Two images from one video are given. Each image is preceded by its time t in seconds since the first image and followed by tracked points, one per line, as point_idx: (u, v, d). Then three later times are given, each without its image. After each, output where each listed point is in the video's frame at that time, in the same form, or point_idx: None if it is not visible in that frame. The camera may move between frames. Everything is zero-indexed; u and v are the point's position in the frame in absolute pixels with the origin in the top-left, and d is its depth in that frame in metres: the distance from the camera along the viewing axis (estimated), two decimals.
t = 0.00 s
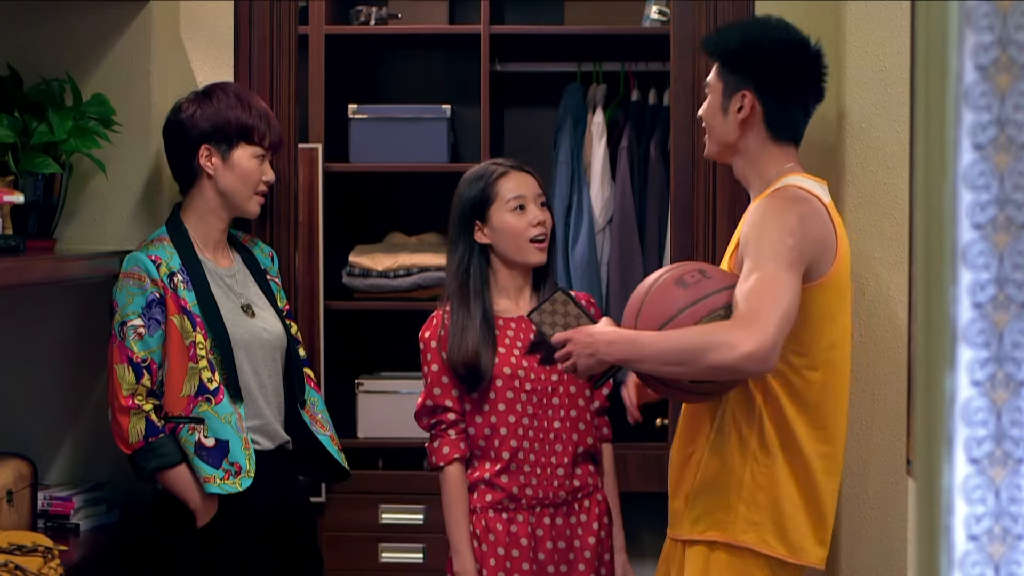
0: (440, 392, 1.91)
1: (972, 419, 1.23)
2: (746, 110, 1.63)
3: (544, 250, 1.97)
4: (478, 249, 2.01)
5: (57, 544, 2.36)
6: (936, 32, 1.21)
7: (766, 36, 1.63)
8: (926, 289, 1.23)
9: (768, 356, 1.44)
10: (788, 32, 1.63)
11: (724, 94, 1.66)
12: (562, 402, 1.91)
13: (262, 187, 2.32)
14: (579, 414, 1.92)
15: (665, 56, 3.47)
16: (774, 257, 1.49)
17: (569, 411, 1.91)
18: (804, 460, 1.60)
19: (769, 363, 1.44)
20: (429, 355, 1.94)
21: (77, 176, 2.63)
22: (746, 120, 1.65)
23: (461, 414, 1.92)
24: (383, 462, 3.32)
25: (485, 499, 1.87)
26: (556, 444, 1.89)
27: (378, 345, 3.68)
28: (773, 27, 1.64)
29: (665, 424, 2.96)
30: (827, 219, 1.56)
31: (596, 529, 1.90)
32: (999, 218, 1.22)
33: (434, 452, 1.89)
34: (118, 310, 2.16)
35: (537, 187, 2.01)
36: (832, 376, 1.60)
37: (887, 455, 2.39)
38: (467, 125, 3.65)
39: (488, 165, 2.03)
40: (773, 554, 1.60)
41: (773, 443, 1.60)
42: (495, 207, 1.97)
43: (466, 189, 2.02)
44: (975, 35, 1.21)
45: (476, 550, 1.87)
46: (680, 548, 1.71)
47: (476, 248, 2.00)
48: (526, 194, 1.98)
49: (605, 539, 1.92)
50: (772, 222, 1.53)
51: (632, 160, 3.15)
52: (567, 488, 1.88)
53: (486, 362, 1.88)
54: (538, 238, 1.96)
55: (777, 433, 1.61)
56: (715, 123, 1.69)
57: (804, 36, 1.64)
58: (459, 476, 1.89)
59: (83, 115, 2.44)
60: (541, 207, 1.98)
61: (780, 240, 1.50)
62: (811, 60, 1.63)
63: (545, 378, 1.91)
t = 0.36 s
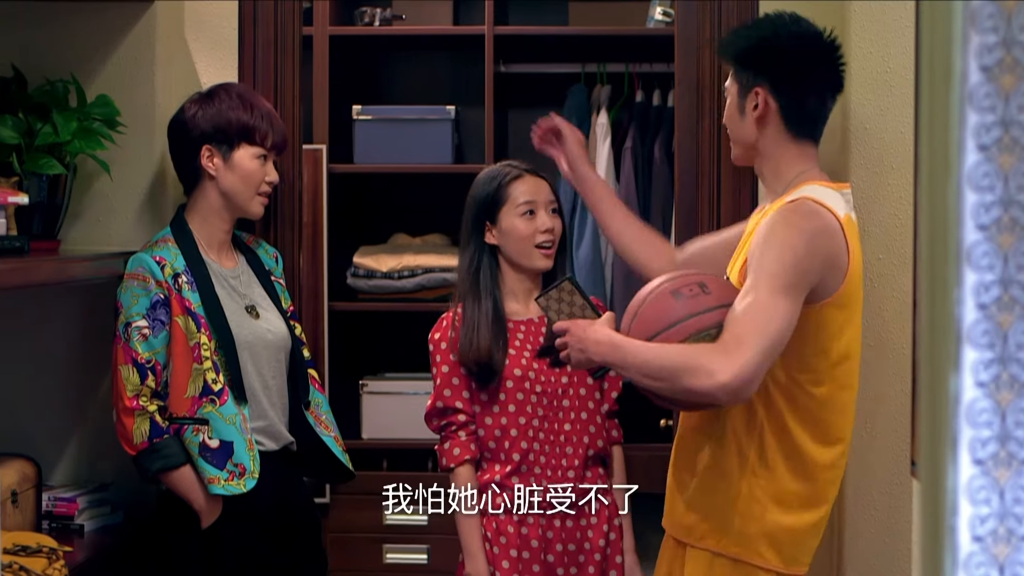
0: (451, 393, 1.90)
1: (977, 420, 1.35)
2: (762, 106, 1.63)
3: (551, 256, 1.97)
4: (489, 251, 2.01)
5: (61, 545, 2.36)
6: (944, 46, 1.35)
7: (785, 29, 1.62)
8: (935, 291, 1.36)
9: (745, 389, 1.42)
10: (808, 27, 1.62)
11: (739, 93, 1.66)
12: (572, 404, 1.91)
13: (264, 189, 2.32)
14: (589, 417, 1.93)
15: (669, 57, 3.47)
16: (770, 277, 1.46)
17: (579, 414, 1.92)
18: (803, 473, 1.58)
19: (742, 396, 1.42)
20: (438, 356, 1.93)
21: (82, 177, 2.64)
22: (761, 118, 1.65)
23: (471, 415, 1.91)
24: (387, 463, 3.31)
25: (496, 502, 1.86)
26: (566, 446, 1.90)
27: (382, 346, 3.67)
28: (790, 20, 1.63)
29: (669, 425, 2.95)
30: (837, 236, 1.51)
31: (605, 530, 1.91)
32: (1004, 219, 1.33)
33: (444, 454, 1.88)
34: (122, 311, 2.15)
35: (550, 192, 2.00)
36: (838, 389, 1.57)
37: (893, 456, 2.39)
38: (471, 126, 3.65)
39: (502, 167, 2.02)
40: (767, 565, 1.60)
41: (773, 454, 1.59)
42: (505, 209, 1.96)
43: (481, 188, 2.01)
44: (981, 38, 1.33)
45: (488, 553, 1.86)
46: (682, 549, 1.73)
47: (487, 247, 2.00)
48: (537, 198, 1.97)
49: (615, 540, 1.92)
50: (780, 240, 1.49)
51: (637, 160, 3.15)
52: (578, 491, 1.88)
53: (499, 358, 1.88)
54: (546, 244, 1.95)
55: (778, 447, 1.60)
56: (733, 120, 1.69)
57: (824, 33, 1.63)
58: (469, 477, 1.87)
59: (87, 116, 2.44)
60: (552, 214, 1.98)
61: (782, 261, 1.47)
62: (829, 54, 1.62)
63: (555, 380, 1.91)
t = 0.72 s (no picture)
0: (457, 396, 1.90)
1: (981, 420, 1.21)
2: (763, 109, 1.63)
3: (556, 258, 1.96)
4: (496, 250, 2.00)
5: (66, 545, 2.37)
6: (946, 38, 1.21)
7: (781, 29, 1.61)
8: (939, 292, 1.23)
9: (803, 395, 1.46)
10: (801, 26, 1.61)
11: (739, 94, 1.66)
12: (578, 408, 1.91)
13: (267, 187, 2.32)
14: (595, 420, 1.93)
15: (674, 57, 3.47)
16: (801, 282, 1.49)
17: (585, 417, 1.92)
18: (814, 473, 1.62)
19: (803, 401, 1.46)
20: (446, 358, 1.92)
21: (87, 177, 2.64)
22: (762, 120, 1.65)
23: (477, 417, 1.90)
24: (392, 464, 3.31)
25: (501, 504, 1.87)
26: (572, 449, 1.90)
27: (387, 347, 3.67)
28: (787, 20, 1.62)
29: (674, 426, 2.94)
30: (849, 232, 1.54)
31: (612, 531, 1.91)
32: (1009, 219, 1.20)
33: (449, 455, 1.88)
34: (127, 312, 2.16)
35: (558, 195, 1.99)
36: (844, 391, 1.63)
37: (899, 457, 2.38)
38: (477, 127, 3.65)
39: (513, 167, 2.01)
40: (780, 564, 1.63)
41: (785, 454, 1.62)
42: (511, 209, 1.96)
43: (489, 192, 2.01)
44: (985, 37, 1.19)
45: (492, 553, 1.87)
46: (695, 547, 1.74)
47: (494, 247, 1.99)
48: (545, 200, 1.96)
49: (622, 542, 1.92)
50: (795, 242, 1.52)
51: (642, 161, 3.15)
52: (585, 492, 1.87)
53: (506, 355, 1.88)
54: (551, 246, 1.94)
55: (789, 446, 1.62)
56: (731, 124, 1.68)
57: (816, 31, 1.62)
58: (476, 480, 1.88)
59: (92, 116, 2.44)
60: (558, 216, 1.97)
61: (803, 262, 1.50)
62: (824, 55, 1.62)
63: (562, 385, 1.90)
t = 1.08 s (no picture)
0: (463, 397, 1.90)
1: (985, 421, 1.20)
2: (767, 110, 1.63)
3: (559, 256, 1.95)
4: (498, 252, 2.00)
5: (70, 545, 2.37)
6: (951, 37, 1.20)
7: (757, 33, 1.65)
8: (943, 292, 1.22)
9: (813, 360, 1.45)
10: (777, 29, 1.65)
11: (740, 97, 1.65)
12: (584, 407, 1.92)
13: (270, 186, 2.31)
14: (601, 420, 1.93)
15: (678, 57, 3.46)
16: (820, 259, 1.49)
17: (591, 416, 1.92)
18: (841, 463, 1.63)
19: (813, 366, 1.45)
20: (450, 359, 1.92)
21: (92, 177, 2.64)
22: (765, 121, 1.65)
23: (483, 418, 1.90)
24: (396, 464, 3.31)
25: (509, 504, 1.86)
26: (579, 449, 1.90)
27: (391, 347, 3.67)
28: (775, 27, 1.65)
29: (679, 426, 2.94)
30: (866, 218, 1.55)
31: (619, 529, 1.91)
32: (1013, 219, 1.19)
33: (454, 456, 1.89)
34: (131, 312, 2.16)
35: (558, 194, 1.99)
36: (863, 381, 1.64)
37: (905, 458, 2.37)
38: (480, 127, 3.64)
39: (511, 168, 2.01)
40: (814, 555, 1.62)
41: (815, 445, 1.62)
42: (512, 209, 1.96)
43: (490, 196, 2.01)
44: (989, 37, 1.18)
45: (501, 553, 1.86)
46: (711, 549, 1.72)
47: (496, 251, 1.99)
48: (546, 199, 1.96)
49: (628, 542, 1.93)
50: (816, 224, 1.52)
51: (646, 161, 3.15)
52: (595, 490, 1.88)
53: (512, 360, 1.88)
54: (553, 243, 1.93)
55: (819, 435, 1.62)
56: (732, 128, 1.67)
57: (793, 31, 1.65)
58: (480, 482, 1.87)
59: (96, 116, 2.44)
60: (560, 214, 1.96)
61: (827, 239, 1.51)
62: (803, 52, 1.64)
63: (567, 384, 1.91)
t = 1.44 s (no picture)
0: (460, 399, 1.90)
1: (987, 421, 1.20)
2: (760, 97, 1.64)
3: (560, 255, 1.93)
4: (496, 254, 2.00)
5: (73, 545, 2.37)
6: (952, 38, 1.20)
7: (759, 28, 1.65)
8: (943, 292, 1.21)
9: (827, 367, 1.44)
10: (774, 20, 1.65)
11: (737, 84, 1.67)
12: (581, 407, 1.92)
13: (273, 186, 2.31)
14: (599, 418, 1.94)
15: (680, 57, 3.46)
16: (817, 259, 1.49)
17: (588, 415, 1.93)
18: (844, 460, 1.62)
19: (826, 373, 1.44)
20: (446, 362, 1.93)
21: (93, 177, 2.65)
22: (758, 109, 1.65)
23: (480, 420, 1.91)
24: (398, 464, 3.31)
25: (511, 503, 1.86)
26: (578, 448, 1.90)
27: (393, 347, 3.67)
28: (792, 23, 1.64)
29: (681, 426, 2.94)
30: (857, 216, 1.55)
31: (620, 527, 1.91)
32: (1015, 219, 1.19)
33: (453, 457, 1.88)
34: (133, 312, 2.16)
35: (555, 195, 1.99)
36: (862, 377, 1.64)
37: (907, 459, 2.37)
38: (482, 127, 3.64)
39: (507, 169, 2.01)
40: (822, 552, 1.61)
41: (815, 443, 1.61)
42: (510, 211, 1.95)
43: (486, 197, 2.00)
44: (991, 37, 1.18)
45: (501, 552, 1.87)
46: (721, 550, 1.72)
47: (499, 250, 1.97)
48: (543, 201, 1.95)
49: (628, 540, 1.93)
50: (812, 223, 1.52)
51: (648, 161, 3.15)
52: (594, 489, 1.87)
53: (512, 370, 1.87)
54: (552, 243, 1.92)
55: (818, 434, 1.62)
56: (728, 117, 1.69)
57: (792, 19, 1.64)
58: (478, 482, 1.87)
59: (98, 116, 2.45)
60: (557, 214, 1.96)
61: (820, 241, 1.50)
62: (803, 38, 1.63)
63: (565, 384, 1.90)
